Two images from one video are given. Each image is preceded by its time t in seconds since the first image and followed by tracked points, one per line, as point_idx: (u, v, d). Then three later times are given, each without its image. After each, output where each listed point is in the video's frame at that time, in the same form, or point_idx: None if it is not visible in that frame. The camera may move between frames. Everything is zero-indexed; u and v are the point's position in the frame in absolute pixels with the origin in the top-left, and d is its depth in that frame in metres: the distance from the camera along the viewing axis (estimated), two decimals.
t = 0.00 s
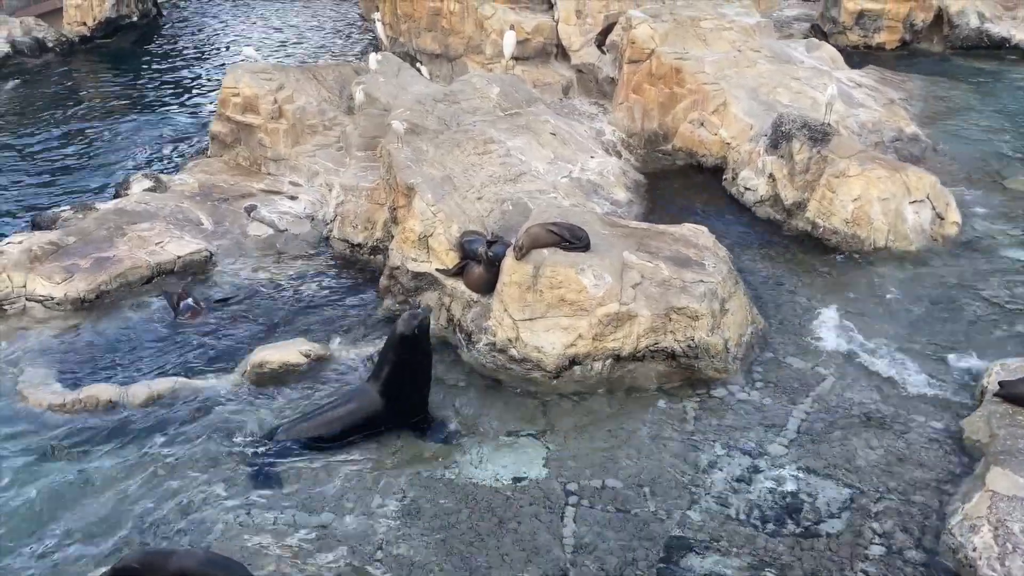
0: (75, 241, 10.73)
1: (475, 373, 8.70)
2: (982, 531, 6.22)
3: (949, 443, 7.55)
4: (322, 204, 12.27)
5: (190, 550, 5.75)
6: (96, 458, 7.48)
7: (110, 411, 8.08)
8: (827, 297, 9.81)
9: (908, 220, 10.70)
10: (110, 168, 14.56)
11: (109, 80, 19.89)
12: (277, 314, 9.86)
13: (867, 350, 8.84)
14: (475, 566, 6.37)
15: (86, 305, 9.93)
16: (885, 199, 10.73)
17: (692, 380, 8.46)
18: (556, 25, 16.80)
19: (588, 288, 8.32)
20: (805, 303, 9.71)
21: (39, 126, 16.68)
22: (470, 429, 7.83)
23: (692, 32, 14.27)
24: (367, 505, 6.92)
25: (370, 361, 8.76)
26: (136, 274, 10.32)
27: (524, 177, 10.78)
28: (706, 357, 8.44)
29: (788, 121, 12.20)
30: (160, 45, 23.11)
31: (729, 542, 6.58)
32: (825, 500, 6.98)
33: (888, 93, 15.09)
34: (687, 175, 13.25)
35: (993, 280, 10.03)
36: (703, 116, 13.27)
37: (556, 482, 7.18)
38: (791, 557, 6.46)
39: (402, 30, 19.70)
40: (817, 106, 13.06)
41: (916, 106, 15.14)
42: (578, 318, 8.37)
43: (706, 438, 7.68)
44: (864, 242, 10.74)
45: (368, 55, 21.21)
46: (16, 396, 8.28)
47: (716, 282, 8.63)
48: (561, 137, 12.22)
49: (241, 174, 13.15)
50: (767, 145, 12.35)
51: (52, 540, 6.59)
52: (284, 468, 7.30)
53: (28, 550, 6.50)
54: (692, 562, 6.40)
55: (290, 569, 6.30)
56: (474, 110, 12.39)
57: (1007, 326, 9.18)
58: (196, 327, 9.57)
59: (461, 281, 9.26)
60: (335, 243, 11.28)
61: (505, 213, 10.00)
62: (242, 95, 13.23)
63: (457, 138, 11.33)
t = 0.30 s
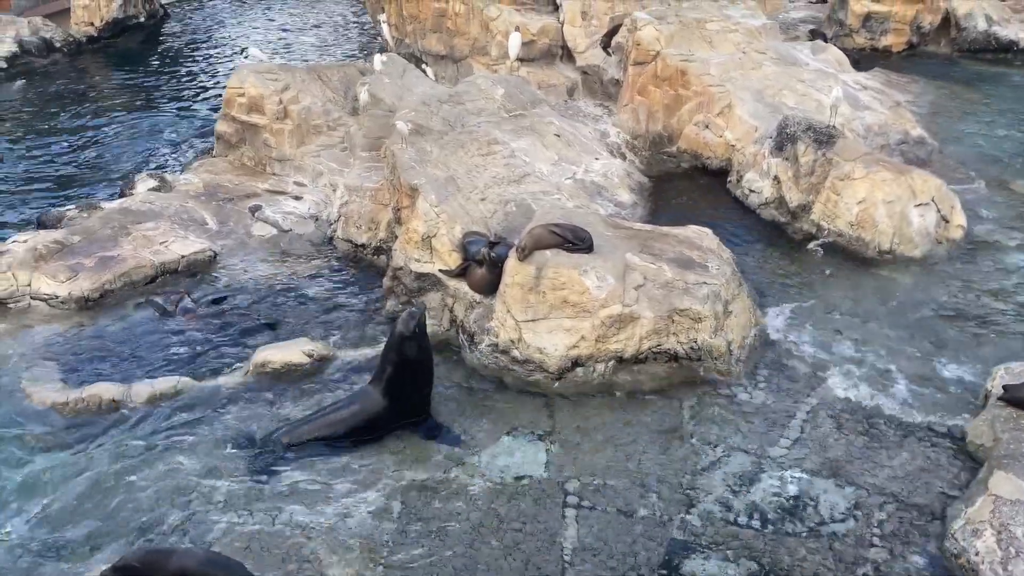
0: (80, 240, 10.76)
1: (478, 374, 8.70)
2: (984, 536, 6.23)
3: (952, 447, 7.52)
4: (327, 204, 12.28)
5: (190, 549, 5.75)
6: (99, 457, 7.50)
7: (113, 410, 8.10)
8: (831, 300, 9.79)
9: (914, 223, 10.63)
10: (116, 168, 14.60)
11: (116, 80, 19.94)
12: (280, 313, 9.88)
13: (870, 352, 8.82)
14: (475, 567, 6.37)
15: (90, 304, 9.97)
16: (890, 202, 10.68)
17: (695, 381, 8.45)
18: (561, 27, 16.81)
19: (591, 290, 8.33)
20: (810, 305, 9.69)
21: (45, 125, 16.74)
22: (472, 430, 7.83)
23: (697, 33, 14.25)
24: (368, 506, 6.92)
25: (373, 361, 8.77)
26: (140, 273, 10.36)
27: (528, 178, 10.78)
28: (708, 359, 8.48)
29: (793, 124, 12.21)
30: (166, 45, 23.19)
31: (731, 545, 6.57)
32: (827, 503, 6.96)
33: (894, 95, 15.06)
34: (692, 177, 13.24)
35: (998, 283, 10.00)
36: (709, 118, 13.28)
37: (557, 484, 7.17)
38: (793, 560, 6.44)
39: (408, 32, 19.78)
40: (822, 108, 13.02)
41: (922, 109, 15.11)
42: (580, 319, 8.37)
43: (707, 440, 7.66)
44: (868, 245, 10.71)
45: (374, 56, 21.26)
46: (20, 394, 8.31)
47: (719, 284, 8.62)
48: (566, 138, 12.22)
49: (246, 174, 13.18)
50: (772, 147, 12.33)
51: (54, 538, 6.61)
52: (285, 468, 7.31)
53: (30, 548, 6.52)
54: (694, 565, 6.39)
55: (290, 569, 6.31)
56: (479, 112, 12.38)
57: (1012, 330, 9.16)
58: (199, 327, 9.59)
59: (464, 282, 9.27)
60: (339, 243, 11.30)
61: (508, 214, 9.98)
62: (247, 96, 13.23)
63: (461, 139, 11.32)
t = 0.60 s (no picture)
0: (86, 237, 10.81)
1: (481, 374, 8.70)
2: (988, 539, 6.19)
3: (958, 449, 7.48)
4: (332, 204, 12.30)
5: (192, 547, 5.76)
6: (103, 454, 7.53)
7: (117, 407, 8.12)
8: (837, 301, 9.75)
9: (920, 224, 10.58)
10: (122, 167, 14.63)
11: (124, 79, 20.00)
12: (285, 312, 9.90)
13: (876, 354, 8.78)
14: (477, 566, 6.37)
15: (95, 301, 10.01)
16: (897, 203, 10.67)
17: (699, 383, 8.43)
18: (568, 27, 16.81)
19: (595, 290, 8.29)
20: (815, 306, 9.66)
21: (53, 124, 16.79)
22: (475, 430, 7.82)
23: (704, 34, 14.22)
24: (371, 505, 6.93)
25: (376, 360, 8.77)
26: (146, 271, 10.40)
27: (533, 178, 10.78)
28: (713, 360, 8.49)
29: (800, 125, 12.19)
30: (174, 44, 23.24)
31: (733, 545, 6.55)
32: (831, 505, 6.93)
33: (902, 96, 15.01)
34: (698, 178, 13.21)
35: (1005, 286, 9.94)
36: (715, 118, 13.24)
37: (560, 484, 7.16)
38: (796, 561, 6.42)
39: (415, 31, 19.82)
40: (829, 109, 12.97)
41: (930, 110, 15.04)
42: (584, 319, 8.34)
43: (710, 441, 7.65)
44: (874, 246, 10.66)
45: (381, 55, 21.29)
46: (25, 391, 8.34)
47: (724, 285, 8.63)
48: (572, 138, 12.20)
49: (252, 173, 13.20)
50: (778, 148, 12.30)
51: (57, 535, 6.62)
52: (288, 467, 7.32)
53: (33, 545, 6.54)
54: (696, 566, 6.37)
55: (292, 567, 6.32)
56: (485, 111, 12.38)
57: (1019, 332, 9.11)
58: (204, 324, 9.61)
59: (468, 281, 9.27)
60: (344, 243, 11.31)
61: (514, 214, 9.97)
62: (254, 94, 13.30)
63: (467, 138, 11.32)
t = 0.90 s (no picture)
0: (96, 235, 10.87)
1: (487, 373, 8.70)
2: (996, 541, 6.20)
3: (965, 451, 7.44)
4: (339, 203, 12.32)
5: (197, 543, 5.80)
6: (110, 450, 7.57)
7: (125, 404, 8.16)
8: (845, 301, 9.72)
9: (929, 225, 10.54)
10: (131, 165, 14.68)
11: (133, 78, 20.09)
12: (292, 310, 9.92)
13: (883, 355, 8.76)
14: (483, 565, 6.38)
15: (104, 298, 10.07)
16: (906, 203, 10.61)
17: (705, 383, 8.41)
18: (576, 26, 16.80)
19: (602, 289, 8.30)
20: (822, 307, 9.63)
21: (62, 122, 16.87)
22: (481, 429, 7.83)
23: (713, 33, 14.18)
24: (377, 503, 6.94)
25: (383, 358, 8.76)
26: (154, 269, 10.45)
27: (540, 177, 10.78)
28: (719, 360, 8.49)
29: (809, 125, 12.18)
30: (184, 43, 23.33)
31: (739, 545, 6.55)
32: (837, 505, 6.92)
33: (911, 96, 14.95)
34: (706, 178, 13.19)
35: (1015, 287, 9.90)
36: (723, 118, 13.20)
37: (565, 484, 7.16)
38: (802, 561, 6.42)
39: (424, 30, 19.85)
40: (837, 109, 12.93)
41: (940, 111, 14.98)
42: (590, 319, 8.36)
43: (716, 441, 7.63)
44: (883, 247, 10.63)
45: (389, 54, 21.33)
46: (34, 387, 8.40)
47: (731, 285, 8.64)
48: (580, 138, 12.20)
49: (260, 172, 13.24)
50: (787, 148, 12.27)
51: (64, 530, 6.67)
52: (294, 464, 7.34)
53: (41, 539, 6.59)
54: (702, 565, 6.37)
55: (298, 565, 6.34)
56: (493, 111, 12.39)
57: None
58: (212, 322, 9.64)
59: (474, 280, 9.27)
60: (351, 241, 11.33)
61: (521, 214, 9.92)
62: (263, 93, 13.34)
63: (474, 137, 11.33)
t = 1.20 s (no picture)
0: (107, 233, 10.94)
1: (496, 372, 8.72)
2: (1007, 543, 6.17)
3: (975, 453, 7.40)
4: (349, 201, 12.34)
5: (206, 538, 5.83)
6: (120, 445, 7.62)
7: (135, 400, 8.21)
8: (855, 303, 9.67)
9: (940, 225, 10.48)
10: (142, 163, 14.75)
11: (145, 76, 20.18)
12: (301, 308, 9.95)
13: (893, 356, 8.71)
14: (489, 564, 6.38)
15: (115, 295, 10.14)
16: (917, 204, 10.58)
17: (714, 384, 8.39)
18: (586, 26, 16.80)
19: (610, 288, 8.28)
20: (832, 307, 9.59)
21: (74, 120, 16.96)
22: (488, 428, 7.83)
23: (723, 33, 14.13)
24: (385, 501, 6.96)
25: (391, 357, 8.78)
26: (164, 266, 10.51)
27: (550, 177, 10.78)
28: (728, 360, 8.49)
29: (819, 125, 12.17)
30: (195, 42, 23.41)
31: (747, 546, 6.53)
32: (846, 506, 6.89)
33: (923, 97, 14.88)
34: (716, 178, 13.17)
35: None
36: (733, 117, 13.17)
37: (573, 483, 7.15)
38: (809, 562, 6.40)
39: (434, 30, 19.89)
40: (848, 109, 12.87)
41: (952, 111, 14.90)
42: (598, 318, 8.34)
43: (724, 441, 7.62)
44: (893, 247, 10.59)
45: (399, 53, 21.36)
46: (45, 383, 8.46)
47: (741, 284, 8.60)
48: (590, 137, 12.19)
49: (270, 170, 13.29)
50: (797, 148, 12.23)
51: (72, 525, 6.72)
52: (301, 462, 7.36)
53: (50, 534, 6.63)
54: (709, 565, 6.37)
55: (306, 563, 6.35)
56: (502, 110, 12.40)
57: None
58: (222, 320, 9.69)
59: (483, 279, 9.28)
60: (361, 240, 11.36)
61: (530, 211, 9.96)
62: (273, 92, 13.37)
63: (484, 137, 11.34)
